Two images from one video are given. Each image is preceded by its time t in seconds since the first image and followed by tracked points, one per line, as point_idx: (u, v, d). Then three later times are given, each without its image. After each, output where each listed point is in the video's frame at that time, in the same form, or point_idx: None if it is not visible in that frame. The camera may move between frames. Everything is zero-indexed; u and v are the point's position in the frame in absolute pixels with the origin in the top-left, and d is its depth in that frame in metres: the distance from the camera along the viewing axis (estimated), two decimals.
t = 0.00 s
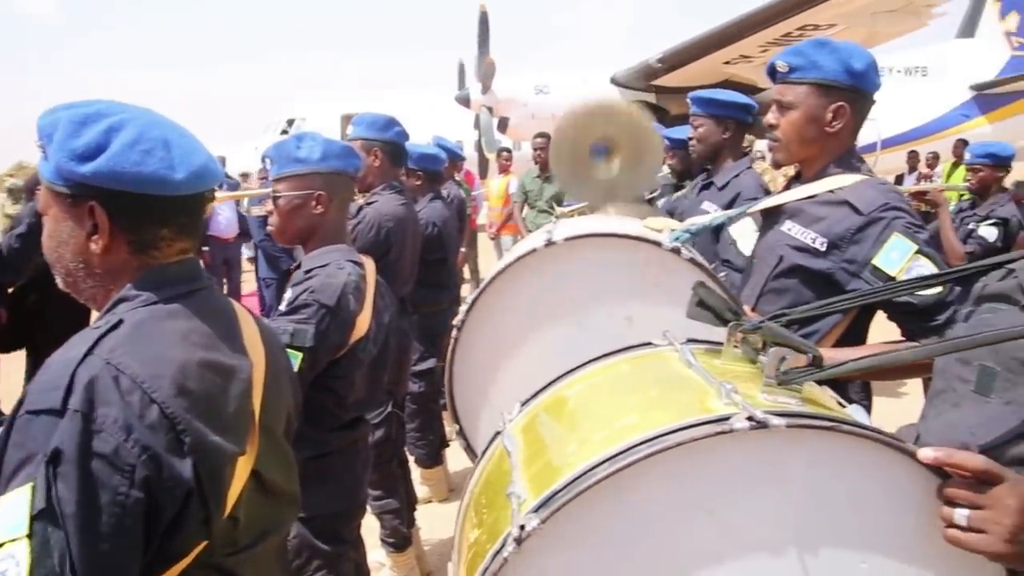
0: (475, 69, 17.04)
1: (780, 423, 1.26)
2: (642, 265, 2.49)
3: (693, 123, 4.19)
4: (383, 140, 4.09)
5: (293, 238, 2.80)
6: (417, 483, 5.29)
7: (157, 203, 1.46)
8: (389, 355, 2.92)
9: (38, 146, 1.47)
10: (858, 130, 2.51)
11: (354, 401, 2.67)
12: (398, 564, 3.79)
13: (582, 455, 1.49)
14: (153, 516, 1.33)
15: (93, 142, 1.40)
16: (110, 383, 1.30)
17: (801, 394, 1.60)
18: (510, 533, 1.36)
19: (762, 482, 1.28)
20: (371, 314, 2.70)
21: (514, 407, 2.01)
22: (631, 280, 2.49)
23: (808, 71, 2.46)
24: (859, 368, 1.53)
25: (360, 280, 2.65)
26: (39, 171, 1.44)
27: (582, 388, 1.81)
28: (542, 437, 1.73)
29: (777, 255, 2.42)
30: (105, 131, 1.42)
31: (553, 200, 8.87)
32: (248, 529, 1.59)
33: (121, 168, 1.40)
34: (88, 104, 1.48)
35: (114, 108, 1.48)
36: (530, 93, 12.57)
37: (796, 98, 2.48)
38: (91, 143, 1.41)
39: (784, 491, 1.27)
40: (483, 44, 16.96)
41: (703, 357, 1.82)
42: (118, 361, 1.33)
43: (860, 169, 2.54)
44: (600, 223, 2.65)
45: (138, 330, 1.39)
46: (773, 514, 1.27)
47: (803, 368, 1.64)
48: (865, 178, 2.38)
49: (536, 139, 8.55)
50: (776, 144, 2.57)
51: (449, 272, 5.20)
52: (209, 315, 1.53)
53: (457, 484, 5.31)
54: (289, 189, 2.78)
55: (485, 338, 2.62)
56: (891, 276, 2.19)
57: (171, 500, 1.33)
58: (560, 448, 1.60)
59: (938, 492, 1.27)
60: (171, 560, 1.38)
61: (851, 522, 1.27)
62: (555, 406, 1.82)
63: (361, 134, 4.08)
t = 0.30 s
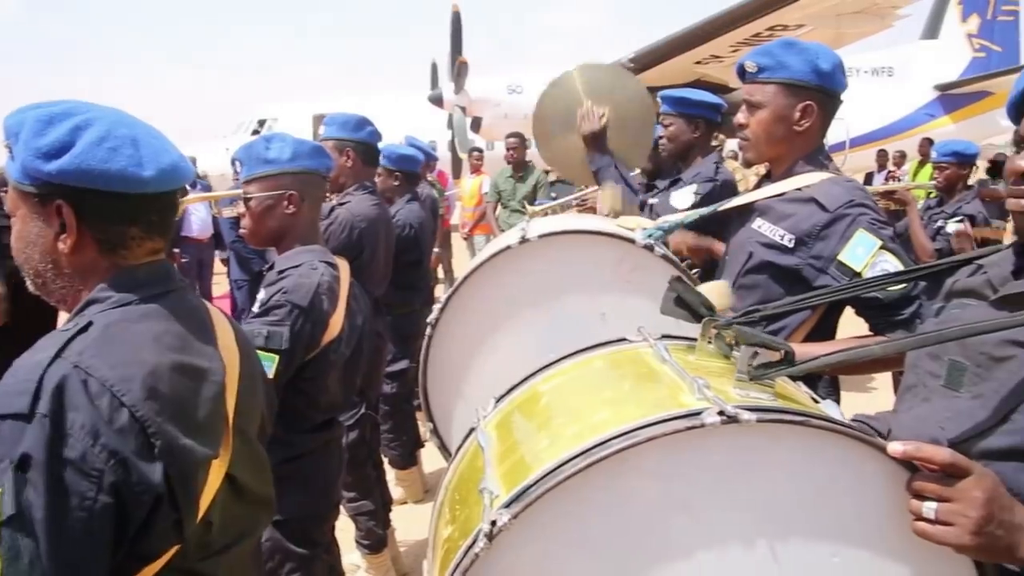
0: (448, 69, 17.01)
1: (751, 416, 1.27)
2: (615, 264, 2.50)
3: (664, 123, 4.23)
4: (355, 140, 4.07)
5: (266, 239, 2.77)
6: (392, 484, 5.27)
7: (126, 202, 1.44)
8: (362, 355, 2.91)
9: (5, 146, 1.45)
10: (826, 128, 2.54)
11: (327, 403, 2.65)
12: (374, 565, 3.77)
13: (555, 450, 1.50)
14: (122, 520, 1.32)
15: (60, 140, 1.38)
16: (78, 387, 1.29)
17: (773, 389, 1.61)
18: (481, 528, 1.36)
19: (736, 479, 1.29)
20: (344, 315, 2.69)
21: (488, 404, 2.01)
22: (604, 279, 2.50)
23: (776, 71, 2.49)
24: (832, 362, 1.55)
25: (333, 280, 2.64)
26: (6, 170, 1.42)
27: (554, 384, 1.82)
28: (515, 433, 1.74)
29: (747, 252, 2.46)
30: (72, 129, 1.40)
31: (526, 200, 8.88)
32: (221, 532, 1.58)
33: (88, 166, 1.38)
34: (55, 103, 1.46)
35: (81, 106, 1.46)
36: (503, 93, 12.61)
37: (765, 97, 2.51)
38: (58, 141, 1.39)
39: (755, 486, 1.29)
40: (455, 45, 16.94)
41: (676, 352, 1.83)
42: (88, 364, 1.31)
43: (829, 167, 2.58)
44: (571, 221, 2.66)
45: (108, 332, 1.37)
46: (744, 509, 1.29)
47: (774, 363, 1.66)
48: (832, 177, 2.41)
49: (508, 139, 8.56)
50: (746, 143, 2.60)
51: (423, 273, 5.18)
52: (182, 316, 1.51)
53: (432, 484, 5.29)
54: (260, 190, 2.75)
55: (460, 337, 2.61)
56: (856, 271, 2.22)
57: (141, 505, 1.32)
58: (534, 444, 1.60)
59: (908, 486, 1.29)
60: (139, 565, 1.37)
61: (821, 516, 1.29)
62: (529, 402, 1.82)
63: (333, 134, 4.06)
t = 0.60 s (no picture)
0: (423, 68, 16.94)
1: (724, 419, 1.27)
2: (588, 264, 2.50)
3: (638, 123, 4.24)
4: (328, 141, 4.04)
5: (237, 240, 2.74)
6: (366, 485, 5.23)
7: (88, 203, 1.42)
8: (334, 357, 2.88)
9: None
10: (794, 130, 2.56)
11: (299, 404, 2.63)
12: (348, 567, 3.74)
13: (527, 453, 1.49)
14: (89, 527, 1.29)
15: (18, 141, 1.35)
16: (45, 390, 1.26)
17: (744, 389, 1.62)
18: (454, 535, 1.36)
19: (710, 479, 1.29)
20: (316, 316, 2.67)
21: (460, 407, 2.00)
22: (577, 279, 2.50)
23: (746, 73, 2.51)
24: (807, 364, 1.57)
25: (305, 280, 2.61)
26: None
27: (527, 386, 1.81)
28: (487, 436, 1.73)
29: (719, 253, 2.46)
30: (30, 129, 1.37)
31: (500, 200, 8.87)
32: (194, 534, 1.56)
33: (48, 167, 1.35)
34: (9, 103, 1.41)
35: (37, 105, 1.43)
36: (478, 93, 12.44)
37: (735, 100, 2.52)
38: (15, 142, 1.35)
39: (727, 487, 1.29)
40: (429, 45, 16.88)
41: (649, 353, 1.83)
42: (56, 366, 1.28)
43: (797, 168, 2.60)
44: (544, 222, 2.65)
45: (75, 334, 1.34)
46: (717, 507, 1.29)
47: (747, 364, 1.63)
48: (801, 177, 2.43)
49: (483, 139, 8.54)
50: (716, 144, 2.61)
51: (396, 274, 5.16)
52: (149, 318, 1.49)
53: (406, 485, 5.26)
54: (232, 191, 2.72)
55: (434, 339, 2.60)
56: (826, 272, 2.25)
57: (110, 510, 1.29)
58: (506, 447, 1.60)
59: (879, 485, 1.30)
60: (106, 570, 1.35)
61: (792, 514, 1.29)
62: (502, 404, 1.81)
63: (306, 134, 4.02)
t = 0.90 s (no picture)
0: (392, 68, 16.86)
1: (690, 421, 1.28)
2: (556, 262, 2.50)
3: (606, 124, 4.26)
4: (294, 141, 3.99)
5: (201, 241, 2.70)
6: (336, 488, 5.18)
7: (36, 205, 1.38)
8: (302, 360, 2.85)
9: None
10: (757, 130, 2.59)
11: (267, 404, 2.59)
12: (318, 571, 3.69)
13: (494, 458, 1.49)
14: (43, 527, 1.27)
15: None
16: None
17: (712, 391, 1.63)
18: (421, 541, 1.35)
19: (677, 481, 1.30)
20: (283, 316, 2.64)
21: (429, 411, 1.99)
22: (546, 278, 2.49)
23: (711, 74, 2.53)
24: (770, 364, 1.57)
25: (271, 281, 2.58)
26: None
27: (495, 389, 1.81)
28: (455, 440, 1.72)
29: (685, 253, 2.48)
30: None
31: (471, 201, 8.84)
32: (153, 536, 1.57)
33: None
34: None
35: None
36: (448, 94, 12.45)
37: (699, 99, 2.53)
38: None
39: (694, 488, 1.30)
40: (399, 45, 16.80)
41: (616, 356, 1.83)
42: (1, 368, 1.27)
43: (760, 169, 2.62)
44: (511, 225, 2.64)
45: (22, 335, 1.32)
46: (685, 508, 1.30)
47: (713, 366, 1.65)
48: (763, 177, 2.45)
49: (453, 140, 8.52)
50: (680, 144, 2.62)
51: (364, 275, 5.11)
52: (102, 319, 1.46)
53: (376, 487, 5.21)
54: (196, 191, 2.67)
55: (402, 344, 2.58)
56: (789, 269, 2.27)
57: (62, 510, 1.27)
58: (473, 452, 1.59)
59: (843, 484, 1.31)
60: (63, 570, 1.34)
61: (760, 514, 1.30)
62: (470, 407, 1.81)
63: (272, 134, 3.97)
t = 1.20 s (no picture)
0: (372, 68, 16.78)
1: (667, 421, 1.27)
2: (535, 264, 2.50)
3: (586, 125, 4.26)
4: (271, 141, 3.95)
5: (178, 242, 2.67)
6: (316, 491, 5.14)
7: (15, 207, 1.36)
8: (280, 362, 2.82)
9: None
10: (734, 132, 2.60)
11: (245, 408, 2.57)
12: (298, 574, 3.67)
13: (472, 459, 1.48)
14: (19, 531, 1.26)
15: None
16: None
17: (691, 391, 1.63)
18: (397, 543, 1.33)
19: (656, 481, 1.30)
20: (261, 319, 2.61)
21: (408, 412, 1.98)
22: (525, 280, 2.49)
23: (689, 76, 2.53)
24: (749, 364, 1.57)
25: (248, 283, 2.55)
26: None
27: (473, 390, 1.80)
28: (433, 442, 1.71)
29: (663, 253, 2.49)
30: None
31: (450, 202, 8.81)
32: (130, 539, 1.54)
33: None
34: None
35: None
36: (428, 93, 12.35)
37: (677, 101, 2.54)
38: None
39: (674, 489, 1.30)
40: (379, 45, 16.73)
41: (596, 356, 1.83)
42: None
43: (736, 170, 2.64)
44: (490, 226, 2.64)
45: None
46: (665, 508, 1.30)
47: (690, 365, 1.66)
48: (740, 177, 2.47)
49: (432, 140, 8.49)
50: (658, 145, 2.63)
51: (342, 276, 5.08)
52: (78, 321, 1.43)
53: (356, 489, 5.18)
54: (173, 191, 2.64)
55: (382, 347, 2.57)
56: (769, 269, 2.28)
57: (41, 513, 1.26)
58: (450, 453, 1.58)
59: (821, 483, 1.32)
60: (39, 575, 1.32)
61: (739, 515, 1.30)
62: (449, 408, 1.80)
63: (249, 135, 3.93)
